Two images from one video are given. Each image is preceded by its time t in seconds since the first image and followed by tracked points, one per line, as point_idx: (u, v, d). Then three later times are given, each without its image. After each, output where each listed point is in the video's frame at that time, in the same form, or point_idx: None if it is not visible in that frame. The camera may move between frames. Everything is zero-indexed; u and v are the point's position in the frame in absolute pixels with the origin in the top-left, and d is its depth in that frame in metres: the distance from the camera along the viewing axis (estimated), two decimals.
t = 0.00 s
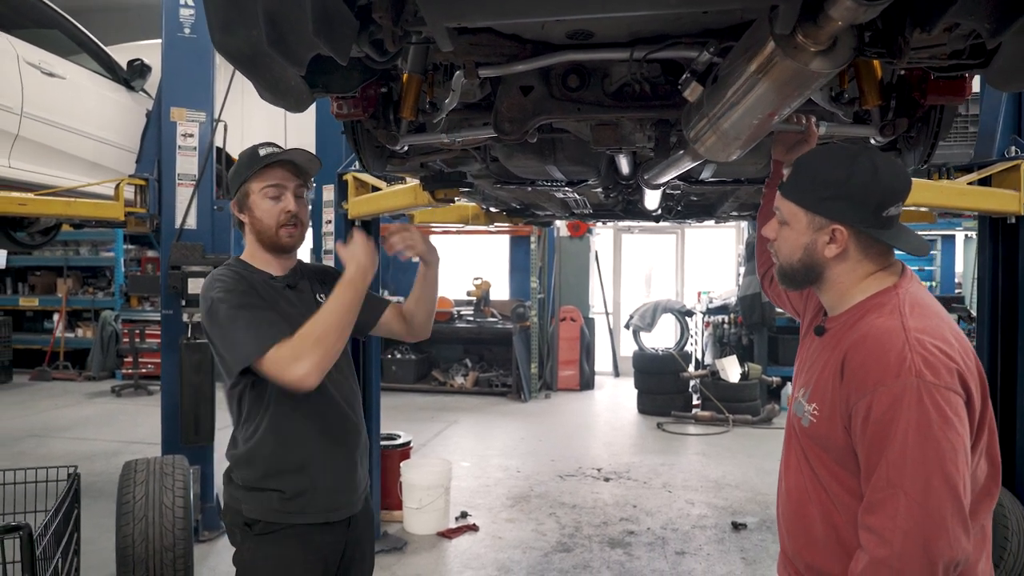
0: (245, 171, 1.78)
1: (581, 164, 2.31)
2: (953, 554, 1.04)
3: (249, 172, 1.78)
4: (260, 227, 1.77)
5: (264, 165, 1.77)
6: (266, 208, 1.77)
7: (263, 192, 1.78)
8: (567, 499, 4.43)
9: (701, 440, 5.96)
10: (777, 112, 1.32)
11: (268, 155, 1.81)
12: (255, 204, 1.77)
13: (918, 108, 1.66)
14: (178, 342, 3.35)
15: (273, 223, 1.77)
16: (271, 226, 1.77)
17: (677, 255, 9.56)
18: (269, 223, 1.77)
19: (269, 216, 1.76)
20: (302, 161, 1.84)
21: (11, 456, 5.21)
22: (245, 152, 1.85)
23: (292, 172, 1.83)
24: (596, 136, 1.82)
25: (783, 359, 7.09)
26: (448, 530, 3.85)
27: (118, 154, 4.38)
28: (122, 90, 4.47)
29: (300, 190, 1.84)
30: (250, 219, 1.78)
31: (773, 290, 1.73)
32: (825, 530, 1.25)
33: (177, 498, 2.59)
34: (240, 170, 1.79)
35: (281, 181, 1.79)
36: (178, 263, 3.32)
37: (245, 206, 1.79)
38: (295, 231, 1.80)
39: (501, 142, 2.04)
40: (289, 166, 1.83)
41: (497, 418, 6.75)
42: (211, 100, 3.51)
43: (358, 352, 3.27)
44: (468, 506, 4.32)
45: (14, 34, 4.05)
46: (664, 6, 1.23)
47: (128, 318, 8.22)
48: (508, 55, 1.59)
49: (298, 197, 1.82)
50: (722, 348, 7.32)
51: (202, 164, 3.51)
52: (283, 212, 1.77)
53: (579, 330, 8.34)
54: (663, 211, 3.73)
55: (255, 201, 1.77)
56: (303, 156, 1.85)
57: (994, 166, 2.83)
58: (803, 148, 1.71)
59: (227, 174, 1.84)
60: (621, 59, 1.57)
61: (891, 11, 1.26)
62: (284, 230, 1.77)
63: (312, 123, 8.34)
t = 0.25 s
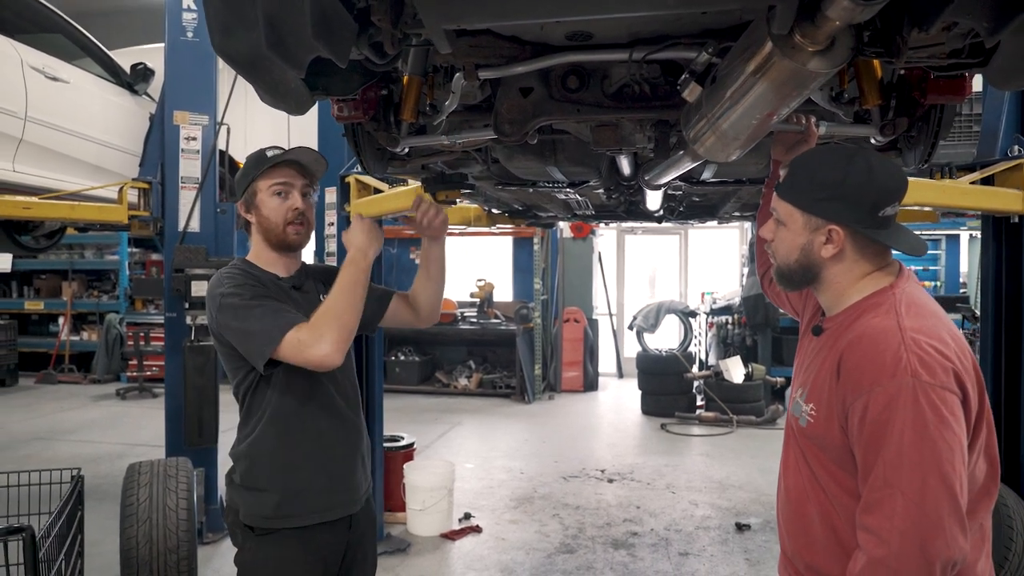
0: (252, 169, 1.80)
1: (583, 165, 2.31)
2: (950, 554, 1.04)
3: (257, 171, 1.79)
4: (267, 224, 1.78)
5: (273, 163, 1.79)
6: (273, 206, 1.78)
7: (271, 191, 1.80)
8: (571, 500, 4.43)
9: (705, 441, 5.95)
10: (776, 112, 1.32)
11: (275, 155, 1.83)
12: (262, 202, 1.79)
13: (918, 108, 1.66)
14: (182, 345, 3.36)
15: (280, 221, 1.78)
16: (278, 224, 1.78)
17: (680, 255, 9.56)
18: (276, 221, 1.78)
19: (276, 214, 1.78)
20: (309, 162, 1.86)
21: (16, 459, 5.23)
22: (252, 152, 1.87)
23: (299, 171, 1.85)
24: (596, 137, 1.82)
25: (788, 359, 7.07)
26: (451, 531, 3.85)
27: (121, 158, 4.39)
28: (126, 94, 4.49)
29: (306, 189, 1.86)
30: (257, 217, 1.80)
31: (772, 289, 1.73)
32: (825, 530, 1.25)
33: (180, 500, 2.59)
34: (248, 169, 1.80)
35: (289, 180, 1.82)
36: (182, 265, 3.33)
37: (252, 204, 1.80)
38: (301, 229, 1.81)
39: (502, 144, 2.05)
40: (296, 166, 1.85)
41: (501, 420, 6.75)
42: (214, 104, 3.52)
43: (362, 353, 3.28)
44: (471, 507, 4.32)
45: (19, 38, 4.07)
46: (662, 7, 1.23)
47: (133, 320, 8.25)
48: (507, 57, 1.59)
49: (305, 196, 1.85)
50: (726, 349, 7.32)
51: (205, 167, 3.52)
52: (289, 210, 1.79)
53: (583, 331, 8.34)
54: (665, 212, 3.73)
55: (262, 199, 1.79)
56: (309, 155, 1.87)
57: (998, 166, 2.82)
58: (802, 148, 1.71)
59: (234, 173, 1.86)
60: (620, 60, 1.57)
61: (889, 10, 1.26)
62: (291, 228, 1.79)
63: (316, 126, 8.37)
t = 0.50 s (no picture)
0: (269, 167, 1.79)
1: (581, 164, 2.31)
2: (946, 550, 1.04)
3: (274, 168, 1.79)
4: (283, 222, 1.77)
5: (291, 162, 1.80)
6: (290, 203, 1.78)
7: (288, 189, 1.80)
8: (572, 499, 4.43)
9: (707, 440, 5.95)
10: (773, 110, 1.32)
11: (290, 155, 1.84)
12: (280, 199, 1.78)
13: (918, 104, 1.67)
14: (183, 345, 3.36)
15: (297, 219, 1.78)
16: (295, 221, 1.78)
17: (681, 254, 9.55)
18: (293, 218, 1.78)
19: (293, 211, 1.78)
20: (321, 164, 1.89)
21: (18, 459, 5.23)
22: (261, 154, 1.86)
23: (312, 172, 1.86)
24: (595, 136, 1.83)
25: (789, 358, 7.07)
26: (452, 531, 3.85)
27: (122, 159, 4.40)
28: (126, 95, 4.49)
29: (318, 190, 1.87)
30: (273, 215, 1.78)
31: (769, 287, 1.73)
32: (821, 527, 1.25)
33: (181, 500, 2.60)
34: (263, 168, 1.79)
35: (305, 179, 1.83)
36: (183, 266, 3.34)
37: (267, 201, 1.79)
38: (316, 228, 1.82)
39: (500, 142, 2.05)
40: (309, 167, 1.86)
41: (503, 419, 6.75)
42: (214, 104, 3.52)
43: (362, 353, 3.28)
44: (473, 506, 4.32)
45: (20, 40, 4.07)
46: (658, 5, 1.23)
47: (135, 321, 8.27)
48: (505, 56, 1.59)
49: (318, 197, 1.86)
50: (728, 348, 7.32)
51: (205, 167, 3.52)
52: (306, 209, 1.80)
53: (584, 330, 8.35)
54: (665, 210, 3.73)
55: (279, 197, 1.78)
56: (318, 158, 1.90)
57: (998, 163, 2.82)
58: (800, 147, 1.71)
59: (244, 172, 1.83)
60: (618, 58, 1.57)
61: (886, 7, 1.26)
62: (307, 227, 1.79)
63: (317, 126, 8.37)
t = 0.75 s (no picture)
0: (285, 167, 1.82)
1: (580, 163, 2.31)
2: (945, 550, 1.04)
3: (289, 168, 1.82)
4: (298, 220, 1.78)
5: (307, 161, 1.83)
6: (305, 202, 1.80)
7: (303, 189, 1.82)
8: (573, 499, 4.43)
9: (708, 439, 5.94)
10: (770, 108, 1.31)
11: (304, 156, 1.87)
12: (295, 198, 1.80)
13: (916, 102, 1.66)
14: (183, 346, 3.36)
15: (312, 217, 1.79)
16: (310, 220, 1.79)
17: (683, 253, 9.54)
18: (308, 217, 1.79)
19: (308, 210, 1.80)
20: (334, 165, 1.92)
21: (21, 460, 5.25)
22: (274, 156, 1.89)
23: (327, 173, 1.89)
24: (593, 135, 1.83)
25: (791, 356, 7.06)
26: (453, 530, 3.85)
27: (122, 159, 4.40)
28: (126, 95, 4.50)
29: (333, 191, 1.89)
30: (287, 214, 1.79)
31: (766, 287, 1.72)
32: (818, 526, 1.25)
33: (182, 500, 2.60)
34: (277, 168, 1.82)
35: (319, 178, 1.85)
36: (183, 266, 3.34)
37: (281, 201, 1.81)
38: (330, 228, 1.83)
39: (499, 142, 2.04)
40: (324, 168, 1.89)
41: (505, 419, 6.75)
42: (213, 104, 3.52)
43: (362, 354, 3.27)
44: (474, 506, 4.32)
45: (21, 41, 4.08)
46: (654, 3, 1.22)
47: (137, 322, 8.28)
48: (502, 55, 1.59)
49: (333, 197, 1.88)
50: (729, 346, 7.32)
51: (205, 167, 3.52)
52: (321, 208, 1.82)
53: (585, 329, 8.35)
54: (665, 209, 3.73)
55: (294, 195, 1.81)
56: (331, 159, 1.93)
57: (998, 160, 2.81)
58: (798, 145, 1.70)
59: (258, 173, 1.86)
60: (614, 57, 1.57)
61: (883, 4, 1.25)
62: (321, 225, 1.80)
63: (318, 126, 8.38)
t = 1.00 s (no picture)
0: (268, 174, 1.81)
1: (579, 161, 2.30)
2: (943, 548, 1.03)
3: (271, 175, 1.79)
4: (284, 226, 1.78)
5: (287, 166, 1.78)
6: (288, 208, 1.78)
7: (287, 194, 1.79)
8: (574, 498, 4.42)
9: (710, 438, 5.93)
10: (769, 106, 1.31)
11: (292, 156, 1.81)
12: (279, 205, 1.78)
13: (916, 100, 1.66)
14: (184, 346, 3.36)
15: (296, 223, 1.77)
16: (294, 225, 1.77)
17: (684, 252, 9.52)
18: (292, 222, 1.77)
19: (292, 216, 1.77)
20: (325, 162, 1.84)
21: (23, 460, 5.25)
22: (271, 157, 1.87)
23: (316, 171, 1.83)
24: (591, 133, 1.83)
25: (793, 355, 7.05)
26: (454, 530, 3.84)
27: (122, 160, 4.40)
28: (126, 96, 4.50)
29: (324, 190, 1.82)
30: (276, 220, 1.80)
31: (766, 287, 1.71)
32: (817, 524, 1.25)
33: (182, 500, 2.60)
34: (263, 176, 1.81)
35: (302, 182, 1.79)
36: (183, 267, 3.34)
37: (271, 207, 1.81)
38: (321, 228, 1.79)
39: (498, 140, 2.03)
40: (313, 166, 1.82)
41: (506, 418, 6.75)
42: (213, 104, 3.52)
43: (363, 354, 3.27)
44: (475, 506, 4.32)
45: (21, 42, 4.08)
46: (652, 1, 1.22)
47: (138, 322, 8.28)
48: (500, 54, 1.59)
49: (322, 198, 1.81)
50: (731, 345, 7.30)
51: (206, 167, 3.52)
52: (304, 212, 1.77)
53: (587, 329, 8.34)
54: (665, 208, 3.72)
55: (278, 202, 1.79)
56: (323, 157, 1.84)
57: (1000, 158, 2.80)
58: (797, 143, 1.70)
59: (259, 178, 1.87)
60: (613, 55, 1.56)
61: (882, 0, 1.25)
62: (306, 229, 1.77)
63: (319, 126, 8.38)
